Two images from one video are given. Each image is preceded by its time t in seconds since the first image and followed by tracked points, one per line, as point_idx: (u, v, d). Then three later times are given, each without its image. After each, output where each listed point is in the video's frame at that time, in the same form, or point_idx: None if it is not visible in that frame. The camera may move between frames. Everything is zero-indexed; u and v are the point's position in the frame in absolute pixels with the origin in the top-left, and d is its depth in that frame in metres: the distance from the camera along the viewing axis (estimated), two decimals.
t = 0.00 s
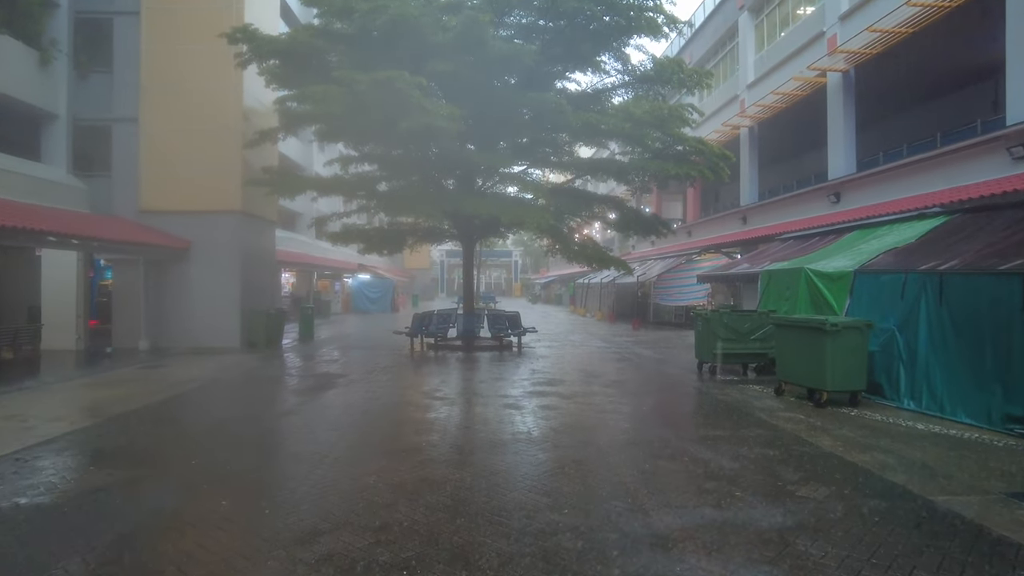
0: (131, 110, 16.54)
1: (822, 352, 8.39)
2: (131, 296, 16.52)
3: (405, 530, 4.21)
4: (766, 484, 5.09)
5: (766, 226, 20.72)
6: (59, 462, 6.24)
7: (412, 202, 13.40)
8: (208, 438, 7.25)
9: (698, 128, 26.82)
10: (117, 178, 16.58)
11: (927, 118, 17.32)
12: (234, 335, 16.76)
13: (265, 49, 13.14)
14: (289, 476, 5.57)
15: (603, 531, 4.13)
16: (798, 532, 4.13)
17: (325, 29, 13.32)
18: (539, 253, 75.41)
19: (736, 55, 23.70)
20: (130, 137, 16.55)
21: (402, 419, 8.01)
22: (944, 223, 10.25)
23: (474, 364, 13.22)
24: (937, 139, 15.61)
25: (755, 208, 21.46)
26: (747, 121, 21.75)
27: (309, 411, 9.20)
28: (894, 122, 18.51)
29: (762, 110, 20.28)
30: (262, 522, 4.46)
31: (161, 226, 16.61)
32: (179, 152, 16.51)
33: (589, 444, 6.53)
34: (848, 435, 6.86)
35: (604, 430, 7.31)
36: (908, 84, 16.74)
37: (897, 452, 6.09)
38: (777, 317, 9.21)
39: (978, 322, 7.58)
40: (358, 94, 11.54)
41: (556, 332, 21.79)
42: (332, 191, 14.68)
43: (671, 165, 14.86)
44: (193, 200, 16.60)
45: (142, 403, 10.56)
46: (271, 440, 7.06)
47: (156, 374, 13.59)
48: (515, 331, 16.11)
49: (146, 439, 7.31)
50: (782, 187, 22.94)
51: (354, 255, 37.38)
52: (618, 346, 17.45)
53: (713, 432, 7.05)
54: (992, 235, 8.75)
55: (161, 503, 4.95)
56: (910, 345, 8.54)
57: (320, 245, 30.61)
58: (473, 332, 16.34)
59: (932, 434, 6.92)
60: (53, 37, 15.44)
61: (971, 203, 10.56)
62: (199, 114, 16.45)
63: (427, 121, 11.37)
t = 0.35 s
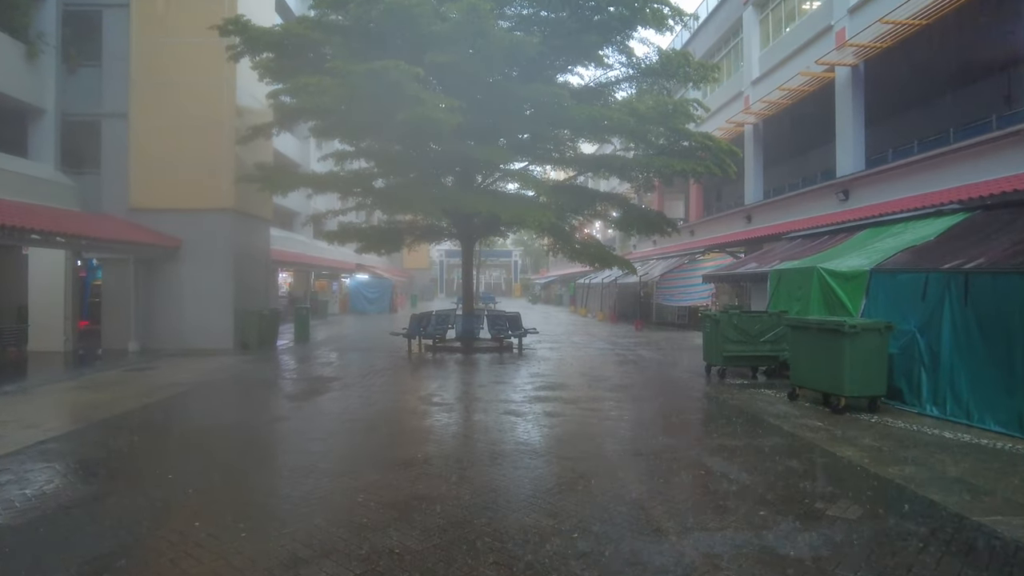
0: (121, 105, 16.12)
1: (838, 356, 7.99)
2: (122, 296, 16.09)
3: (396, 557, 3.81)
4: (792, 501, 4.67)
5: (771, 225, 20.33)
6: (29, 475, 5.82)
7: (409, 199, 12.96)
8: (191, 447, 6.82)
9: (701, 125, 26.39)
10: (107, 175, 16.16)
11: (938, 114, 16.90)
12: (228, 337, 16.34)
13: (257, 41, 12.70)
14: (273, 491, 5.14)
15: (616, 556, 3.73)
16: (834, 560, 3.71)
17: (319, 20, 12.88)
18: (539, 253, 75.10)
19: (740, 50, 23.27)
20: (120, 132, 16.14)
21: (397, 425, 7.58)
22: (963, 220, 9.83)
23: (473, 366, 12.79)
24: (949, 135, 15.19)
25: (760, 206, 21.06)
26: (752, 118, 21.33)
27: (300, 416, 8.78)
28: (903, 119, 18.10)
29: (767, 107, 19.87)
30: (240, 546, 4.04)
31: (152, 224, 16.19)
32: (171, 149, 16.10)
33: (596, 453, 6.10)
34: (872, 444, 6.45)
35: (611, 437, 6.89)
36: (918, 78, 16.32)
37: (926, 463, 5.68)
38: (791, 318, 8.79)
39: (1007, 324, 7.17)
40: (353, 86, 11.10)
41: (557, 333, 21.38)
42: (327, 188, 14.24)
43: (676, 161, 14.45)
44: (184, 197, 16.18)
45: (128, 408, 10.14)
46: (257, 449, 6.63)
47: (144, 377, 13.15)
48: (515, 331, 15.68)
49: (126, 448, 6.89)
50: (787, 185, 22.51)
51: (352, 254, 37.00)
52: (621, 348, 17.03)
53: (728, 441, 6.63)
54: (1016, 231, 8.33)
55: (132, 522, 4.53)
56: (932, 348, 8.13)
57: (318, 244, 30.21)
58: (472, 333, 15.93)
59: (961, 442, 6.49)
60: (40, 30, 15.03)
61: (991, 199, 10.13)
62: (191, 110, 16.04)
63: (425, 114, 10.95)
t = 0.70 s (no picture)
0: (111, 99, 15.64)
1: (860, 360, 7.56)
2: (112, 297, 15.65)
3: None
4: (829, 524, 4.23)
5: (778, 223, 19.89)
6: None
7: (408, 196, 12.50)
8: (174, 460, 6.35)
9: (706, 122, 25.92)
10: (96, 171, 15.69)
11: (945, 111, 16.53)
12: (221, 338, 15.89)
13: (251, 33, 12.27)
14: (257, 514, 4.67)
15: None
16: None
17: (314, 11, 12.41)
18: (540, 252, 74.67)
19: (745, 45, 22.81)
20: (109, 128, 15.66)
21: (395, 434, 7.12)
22: (988, 216, 9.38)
23: (474, 369, 12.34)
24: (965, 130, 14.74)
25: (766, 204, 20.61)
26: (758, 114, 20.87)
27: (292, 422, 8.34)
28: (915, 114, 17.65)
29: (774, 102, 19.41)
30: None
31: (144, 223, 15.72)
32: (162, 145, 15.65)
33: (609, 467, 5.65)
34: (903, 455, 6.00)
35: (624, 446, 6.42)
36: (932, 72, 15.87)
37: (968, 478, 5.23)
38: (810, 320, 8.35)
39: None
40: (349, 77, 10.61)
41: (559, 334, 20.93)
42: (322, 184, 13.80)
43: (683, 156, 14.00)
44: (177, 194, 15.72)
45: (114, 414, 9.67)
46: (244, 463, 6.16)
47: (134, 379, 12.68)
48: (517, 333, 15.22)
49: (104, 462, 6.40)
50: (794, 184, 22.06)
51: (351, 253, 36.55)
52: (625, 349, 16.57)
53: (749, 451, 6.18)
54: None
55: (99, 553, 4.06)
56: (960, 351, 7.68)
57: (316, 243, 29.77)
58: (472, 334, 15.47)
59: (1000, 454, 6.05)
60: (27, 22, 14.55)
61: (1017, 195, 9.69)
62: (183, 105, 15.59)
63: (424, 107, 10.50)
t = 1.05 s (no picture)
0: (101, 94, 15.20)
1: (884, 366, 7.14)
2: (102, 297, 15.22)
3: None
4: (870, 555, 3.79)
5: (785, 222, 19.46)
6: None
7: (406, 192, 12.06)
8: (153, 474, 5.91)
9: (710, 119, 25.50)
10: (86, 168, 15.25)
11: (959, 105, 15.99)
12: (215, 339, 15.46)
13: (244, 25, 11.71)
14: (236, 540, 4.23)
15: None
16: None
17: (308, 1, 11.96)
18: (541, 252, 74.28)
19: (751, 40, 22.37)
20: (99, 124, 15.22)
21: (390, 443, 6.67)
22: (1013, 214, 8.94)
23: (475, 373, 11.91)
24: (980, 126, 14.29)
25: (773, 203, 20.18)
26: (764, 111, 20.45)
27: (282, 429, 7.90)
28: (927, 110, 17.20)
29: (781, 99, 18.99)
30: None
31: (135, 221, 15.29)
32: (154, 141, 15.22)
33: (622, 483, 5.22)
34: (938, 469, 5.57)
35: (635, 457, 5.98)
36: (945, 66, 15.42)
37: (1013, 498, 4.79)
38: (830, 322, 7.92)
39: None
40: (344, 68, 10.17)
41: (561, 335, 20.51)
42: (318, 182, 13.37)
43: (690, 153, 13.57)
44: (169, 192, 15.29)
45: (98, 419, 9.24)
46: (228, 478, 5.72)
47: (122, 382, 12.23)
48: (519, 334, 14.80)
49: (78, 477, 5.97)
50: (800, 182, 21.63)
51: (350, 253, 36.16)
52: (630, 352, 16.15)
53: (771, 465, 5.75)
54: None
55: None
56: (990, 356, 7.25)
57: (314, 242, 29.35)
58: (473, 335, 15.03)
59: None
60: (13, 14, 14.11)
61: None
62: (175, 100, 15.17)
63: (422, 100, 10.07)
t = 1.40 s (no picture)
0: (87, 89, 14.75)
1: (906, 369, 6.70)
2: (89, 297, 14.75)
3: None
4: None
5: (790, 221, 19.03)
6: None
7: (400, 189, 11.61)
8: (123, 487, 5.45)
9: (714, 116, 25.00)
10: (72, 165, 14.79)
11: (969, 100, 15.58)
12: (205, 341, 15.01)
13: (233, 15, 11.13)
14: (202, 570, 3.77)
15: None
16: None
17: None
18: (542, 252, 73.91)
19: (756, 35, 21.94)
20: (86, 119, 14.77)
21: (381, 453, 6.23)
22: None
23: (473, 376, 11.48)
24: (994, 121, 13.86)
25: (778, 201, 19.76)
26: (769, 107, 20.01)
27: (268, 435, 7.45)
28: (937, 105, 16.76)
29: (787, 94, 18.54)
30: None
31: (123, 220, 14.84)
32: (142, 137, 14.78)
33: (631, 498, 4.77)
34: (974, 482, 5.12)
35: (645, 469, 5.53)
36: (957, 60, 14.98)
37: None
38: (847, 323, 7.48)
39: None
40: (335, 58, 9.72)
41: (562, 336, 20.07)
42: (311, 178, 12.93)
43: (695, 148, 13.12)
44: (158, 189, 14.85)
45: (76, 424, 8.78)
46: (203, 493, 5.27)
47: (106, 386, 11.77)
48: (519, 336, 14.37)
49: (41, 490, 5.51)
50: (805, 180, 21.22)
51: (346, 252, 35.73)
52: (633, 354, 15.70)
53: (791, 478, 5.30)
54: None
55: None
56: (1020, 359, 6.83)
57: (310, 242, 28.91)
58: (471, 337, 14.59)
59: None
60: None
61: None
62: (164, 95, 14.73)
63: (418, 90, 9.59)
